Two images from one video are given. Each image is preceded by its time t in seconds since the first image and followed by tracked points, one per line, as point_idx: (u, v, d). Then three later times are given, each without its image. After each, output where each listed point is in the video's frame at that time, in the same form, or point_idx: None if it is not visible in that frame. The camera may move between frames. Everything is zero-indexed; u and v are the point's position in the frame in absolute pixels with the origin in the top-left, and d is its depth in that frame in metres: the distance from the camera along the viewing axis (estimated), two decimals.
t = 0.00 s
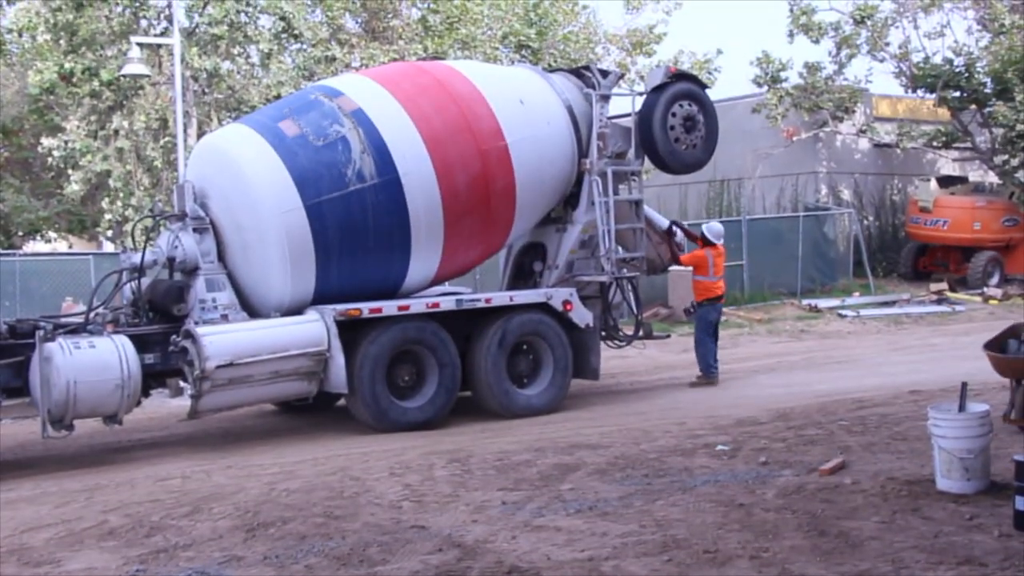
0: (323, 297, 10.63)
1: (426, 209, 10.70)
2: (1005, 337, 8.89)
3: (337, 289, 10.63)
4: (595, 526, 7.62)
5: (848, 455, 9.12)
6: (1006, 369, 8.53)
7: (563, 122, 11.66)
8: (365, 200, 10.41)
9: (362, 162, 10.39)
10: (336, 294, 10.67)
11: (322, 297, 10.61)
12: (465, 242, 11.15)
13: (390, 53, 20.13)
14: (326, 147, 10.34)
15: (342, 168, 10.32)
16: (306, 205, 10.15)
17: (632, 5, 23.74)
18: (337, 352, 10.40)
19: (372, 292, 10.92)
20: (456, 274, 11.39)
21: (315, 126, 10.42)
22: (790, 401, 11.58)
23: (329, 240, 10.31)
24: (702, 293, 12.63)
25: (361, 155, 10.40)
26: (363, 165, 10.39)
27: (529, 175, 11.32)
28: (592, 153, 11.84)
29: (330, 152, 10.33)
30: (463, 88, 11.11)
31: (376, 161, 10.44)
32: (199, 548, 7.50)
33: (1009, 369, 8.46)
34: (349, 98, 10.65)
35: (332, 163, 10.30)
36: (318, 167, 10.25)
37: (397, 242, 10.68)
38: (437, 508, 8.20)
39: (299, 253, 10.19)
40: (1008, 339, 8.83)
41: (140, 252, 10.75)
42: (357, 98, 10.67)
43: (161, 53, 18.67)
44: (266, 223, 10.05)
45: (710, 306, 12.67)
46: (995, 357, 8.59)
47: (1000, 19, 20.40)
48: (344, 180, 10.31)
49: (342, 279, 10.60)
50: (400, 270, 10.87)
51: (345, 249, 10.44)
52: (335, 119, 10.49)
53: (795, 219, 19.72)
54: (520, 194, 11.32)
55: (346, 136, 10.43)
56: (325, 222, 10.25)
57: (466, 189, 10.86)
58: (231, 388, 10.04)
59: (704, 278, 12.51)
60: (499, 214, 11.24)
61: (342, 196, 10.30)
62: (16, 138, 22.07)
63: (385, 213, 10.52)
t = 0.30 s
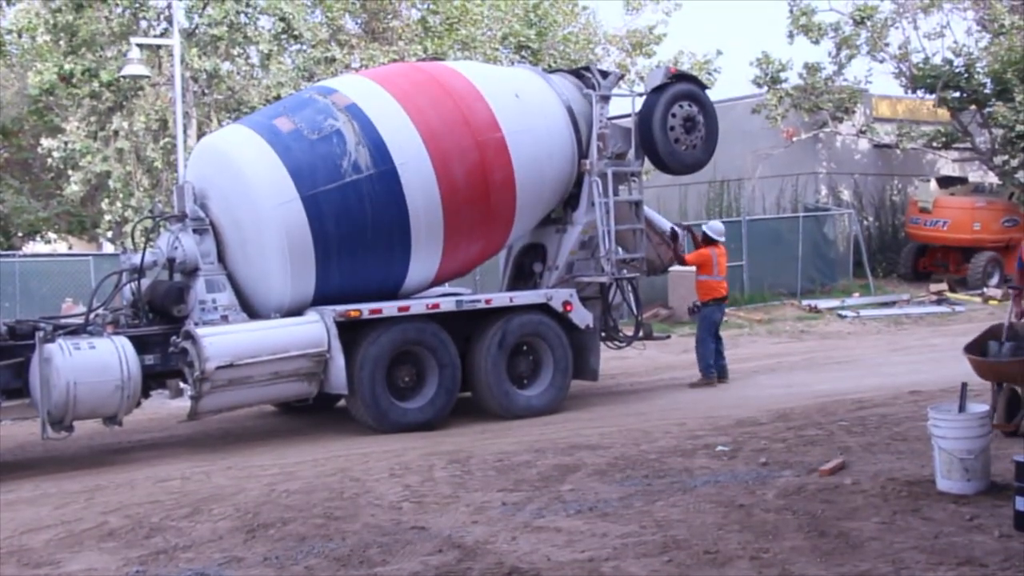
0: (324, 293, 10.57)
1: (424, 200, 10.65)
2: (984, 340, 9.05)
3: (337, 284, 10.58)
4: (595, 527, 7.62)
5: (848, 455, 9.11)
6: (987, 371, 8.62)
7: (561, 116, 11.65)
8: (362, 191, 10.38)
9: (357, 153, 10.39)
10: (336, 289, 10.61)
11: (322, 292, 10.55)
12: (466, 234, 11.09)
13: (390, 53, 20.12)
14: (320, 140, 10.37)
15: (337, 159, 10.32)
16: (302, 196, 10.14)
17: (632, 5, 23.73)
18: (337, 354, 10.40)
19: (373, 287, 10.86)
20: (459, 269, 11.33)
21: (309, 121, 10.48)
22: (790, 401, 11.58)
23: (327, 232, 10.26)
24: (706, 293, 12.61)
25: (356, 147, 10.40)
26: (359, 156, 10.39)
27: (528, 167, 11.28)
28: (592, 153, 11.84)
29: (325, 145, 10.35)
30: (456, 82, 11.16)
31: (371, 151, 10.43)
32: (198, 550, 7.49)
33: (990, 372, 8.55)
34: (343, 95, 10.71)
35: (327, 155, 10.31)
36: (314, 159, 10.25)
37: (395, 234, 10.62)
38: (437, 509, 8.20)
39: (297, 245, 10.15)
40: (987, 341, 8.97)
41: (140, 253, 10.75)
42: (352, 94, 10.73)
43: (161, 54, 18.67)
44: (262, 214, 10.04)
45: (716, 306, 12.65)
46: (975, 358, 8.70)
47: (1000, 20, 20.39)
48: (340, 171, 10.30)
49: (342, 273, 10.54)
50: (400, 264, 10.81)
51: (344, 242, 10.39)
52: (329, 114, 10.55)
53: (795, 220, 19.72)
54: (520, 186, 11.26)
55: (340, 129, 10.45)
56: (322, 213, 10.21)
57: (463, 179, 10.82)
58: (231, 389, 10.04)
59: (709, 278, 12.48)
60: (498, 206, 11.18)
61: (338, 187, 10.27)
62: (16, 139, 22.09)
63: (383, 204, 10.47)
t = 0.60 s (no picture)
0: (324, 287, 10.52)
1: (422, 191, 10.62)
2: (971, 341, 8.92)
3: (337, 278, 10.53)
4: (596, 528, 7.62)
5: (848, 456, 9.11)
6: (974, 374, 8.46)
7: (557, 110, 11.65)
8: (358, 182, 10.37)
9: (352, 146, 10.41)
10: (337, 283, 10.56)
11: (322, 286, 10.50)
12: (466, 227, 11.04)
13: (390, 54, 20.11)
14: (315, 134, 10.40)
15: (333, 152, 10.34)
16: (298, 188, 10.14)
17: (632, 6, 23.73)
18: (337, 355, 10.40)
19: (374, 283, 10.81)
20: (460, 264, 11.27)
21: (303, 117, 10.53)
22: (790, 402, 11.58)
23: (324, 223, 10.23)
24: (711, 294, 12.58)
25: (351, 140, 10.42)
26: (354, 148, 10.40)
27: (526, 159, 11.25)
28: (592, 155, 11.84)
29: (320, 139, 10.38)
30: (450, 78, 11.21)
31: (366, 143, 10.45)
32: (198, 552, 7.49)
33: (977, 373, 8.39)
34: (336, 93, 10.77)
35: (322, 149, 10.33)
36: (309, 153, 10.27)
37: (394, 226, 10.59)
38: (437, 511, 8.19)
39: (295, 237, 10.12)
40: (975, 344, 8.86)
41: (140, 255, 10.75)
42: (345, 92, 10.79)
43: (160, 56, 18.66)
44: (258, 207, 10.03)
45: (721, 306, 12.62)
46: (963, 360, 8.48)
47: (1000, 20, 20.38)
48: (335, 163, 10.31)
49: (342, 267, 10.49)
50: (400, 257, 10.76)
51: (342, 235, 10.35)
52: (323, 111, 10.60)
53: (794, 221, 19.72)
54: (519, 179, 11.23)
55: (335, 124, 10.48)
56: (319, 205, 10.20)
57: (461, 169, 10.79)
58: (231, 391, 10.03)
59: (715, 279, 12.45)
60: (498, 199, 11.13)
61: (334, 179, 10.27)
62: (15, 141, 22.11)
63: (380, 195, 10.45)
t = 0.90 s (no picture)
0: (325, 280, 10.45)
1: (419, 181, 10.58)
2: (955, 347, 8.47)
3: (337, 270, 10.46)
4: (596, 529, 7.60)
5: (848, 457, 9.10)
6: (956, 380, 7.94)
7: (552, 104, 11.65)
8: (352, 172, 10.34)
9: (345, 138, 10.41)
10: (337, 276, 10.50)
11: (322, 278, 10.43)
12: (466, 217, 10.98)
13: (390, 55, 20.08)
14: (308, 129, 10.43)
15: (326, 144, 10.34)
16: (293, 178, 10.13)
17: (631, 8, 23.73)
18: (336, 357, 10.39)
19: (375, 276, 10.74)
20: (461, 257, 11.20)
21: (297, 115, 10.58)
22: (791, 404, 11.56)
23: (321, 213, 10.19)
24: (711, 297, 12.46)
25: (345, 132, 10.43)
26: (348, 140, 10.40)
27: (523, 152, 11.21)
28: (591, 156, 11.83)
29: (313, 133, 10.40)
30: (442, 73, 11.24)
31: (359, 135, 10.45)
32: (198, 553, 7.47)
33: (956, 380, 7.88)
34: (329, 91, 10.84)
35: (315, 141, 10.34)
36: (302, 145, 10.29)
37: (392, 215, 10.52)
38: (437, 512, 8.18)
39: (292, 226, 10.08)
40: (958, 349, 8.41)
41: (139, 257, 10.74)
42: (338, 90, 10.84)
43: (160, 58, 18.65)
44: (253, 197, 10.03)
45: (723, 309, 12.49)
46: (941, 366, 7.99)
47: (1000, 21, 20.34)
48: (329, 154, 10.30)
49: (341, 258, 10.42)
50: (399, 248, 10.69)
51: (340, 231, 10.31)
52: (316, 108, 10.65)
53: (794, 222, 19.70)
54: (518, 169, 11.18)
55: (328, 118, 10.51)
56: (315, 196, 10.17)
57: (456, 158, 10.76)
58: (231, 393, 10.02)
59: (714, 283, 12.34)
60: (497, 189, 11.06)
61: (328, 169, 10.25)
62: (15, 142, 22.12)
63: (376, 185, 10.41)
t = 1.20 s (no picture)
0: (325, 274, 10.40)
1: (416, 172, 10.56)
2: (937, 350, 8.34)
3: (337, 263, 10.41)
4: (596, 530, 7.60)
5: (848, 458, 9.11)
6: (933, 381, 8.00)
7: (548, 98, 11.66)
8: (349, 164, 10.34)
9: (340, 131, 10.44)
10: (337, 269, 10.44)
11: (323, 271, 10.38)
12: (466, 209, 10.92)
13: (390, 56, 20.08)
14: (303, 124, 10.48)
15: (321, 137, 10.37)
16: (288, 170, 10.15)
17: (632, 8, 23.73)
18: (337, 357, 10.38)
19: (376, 269, 10.69)
20: (462, 251, 11.15)
21: (292, 113, 10.65)
22: (791, 404, 11.56)
23: (318, 204, 10.17)
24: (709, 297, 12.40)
25: (339, 125, 10.46)
26: (343, 133, 10.43)
27: (522, 149, 11.21)
28: (592, 156, 11.83)
29: (308, 127, 10.45)
30: (437, 71, 11.30)
31: (354, 128, 10.48)
32: (198, 554, 7.47)
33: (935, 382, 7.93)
34: (324, 90, 10.91)
35: (310, 135, 10.38)
36: (297, 140, 10.33)
37: (391, 206, 10.48)
38: (437, 513, 8.18)
39: (289, 218, 10.06)
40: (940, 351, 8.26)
41: (139, 258, 10.75)
42: (333, 88, 10.92)
43: (160, 58, 18.62)
44: (250, 190, 10.04)
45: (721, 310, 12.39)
46: (920, 369, 7.97)
47: (1000, 22, 19.82)
48: (324, 147, 10.32)
49: (341, 251, 10.38)
50: (399, 240, 10.64)
51: (339, 231, 10.29)
52: (311, 105, 10.72)
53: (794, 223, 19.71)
54: (517, 161, 11.15)
55: (322, 113, 10.56)
56: (311, 187, 10.16)
57: (452, 148, 10.75)
58: (231, 393, 10.02)
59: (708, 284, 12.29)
60: (496, 180, 11.02)
61: (324, 161, 10.26)
62: (15, 143, 22.12)
63: (372, 176, 10.40)
